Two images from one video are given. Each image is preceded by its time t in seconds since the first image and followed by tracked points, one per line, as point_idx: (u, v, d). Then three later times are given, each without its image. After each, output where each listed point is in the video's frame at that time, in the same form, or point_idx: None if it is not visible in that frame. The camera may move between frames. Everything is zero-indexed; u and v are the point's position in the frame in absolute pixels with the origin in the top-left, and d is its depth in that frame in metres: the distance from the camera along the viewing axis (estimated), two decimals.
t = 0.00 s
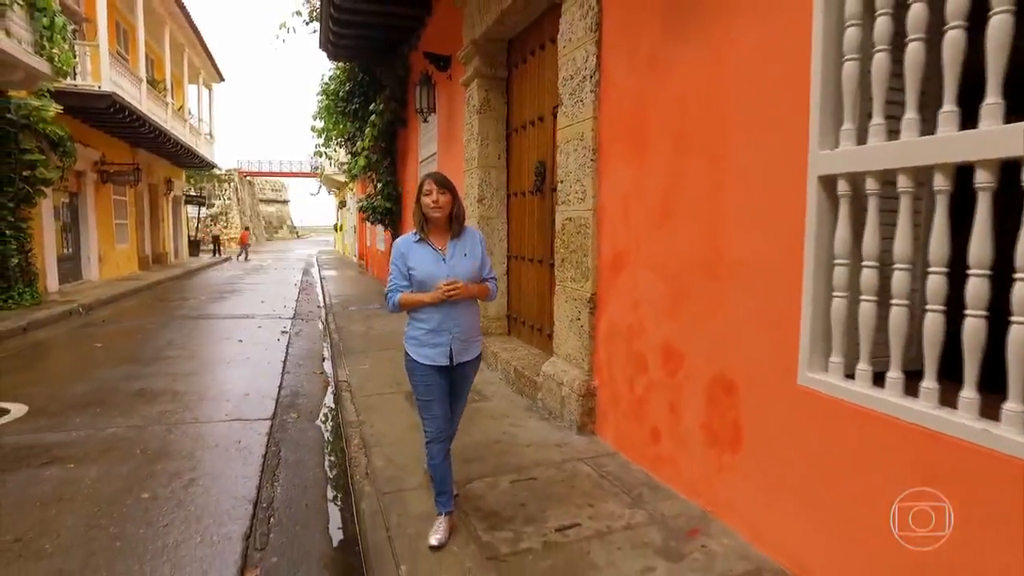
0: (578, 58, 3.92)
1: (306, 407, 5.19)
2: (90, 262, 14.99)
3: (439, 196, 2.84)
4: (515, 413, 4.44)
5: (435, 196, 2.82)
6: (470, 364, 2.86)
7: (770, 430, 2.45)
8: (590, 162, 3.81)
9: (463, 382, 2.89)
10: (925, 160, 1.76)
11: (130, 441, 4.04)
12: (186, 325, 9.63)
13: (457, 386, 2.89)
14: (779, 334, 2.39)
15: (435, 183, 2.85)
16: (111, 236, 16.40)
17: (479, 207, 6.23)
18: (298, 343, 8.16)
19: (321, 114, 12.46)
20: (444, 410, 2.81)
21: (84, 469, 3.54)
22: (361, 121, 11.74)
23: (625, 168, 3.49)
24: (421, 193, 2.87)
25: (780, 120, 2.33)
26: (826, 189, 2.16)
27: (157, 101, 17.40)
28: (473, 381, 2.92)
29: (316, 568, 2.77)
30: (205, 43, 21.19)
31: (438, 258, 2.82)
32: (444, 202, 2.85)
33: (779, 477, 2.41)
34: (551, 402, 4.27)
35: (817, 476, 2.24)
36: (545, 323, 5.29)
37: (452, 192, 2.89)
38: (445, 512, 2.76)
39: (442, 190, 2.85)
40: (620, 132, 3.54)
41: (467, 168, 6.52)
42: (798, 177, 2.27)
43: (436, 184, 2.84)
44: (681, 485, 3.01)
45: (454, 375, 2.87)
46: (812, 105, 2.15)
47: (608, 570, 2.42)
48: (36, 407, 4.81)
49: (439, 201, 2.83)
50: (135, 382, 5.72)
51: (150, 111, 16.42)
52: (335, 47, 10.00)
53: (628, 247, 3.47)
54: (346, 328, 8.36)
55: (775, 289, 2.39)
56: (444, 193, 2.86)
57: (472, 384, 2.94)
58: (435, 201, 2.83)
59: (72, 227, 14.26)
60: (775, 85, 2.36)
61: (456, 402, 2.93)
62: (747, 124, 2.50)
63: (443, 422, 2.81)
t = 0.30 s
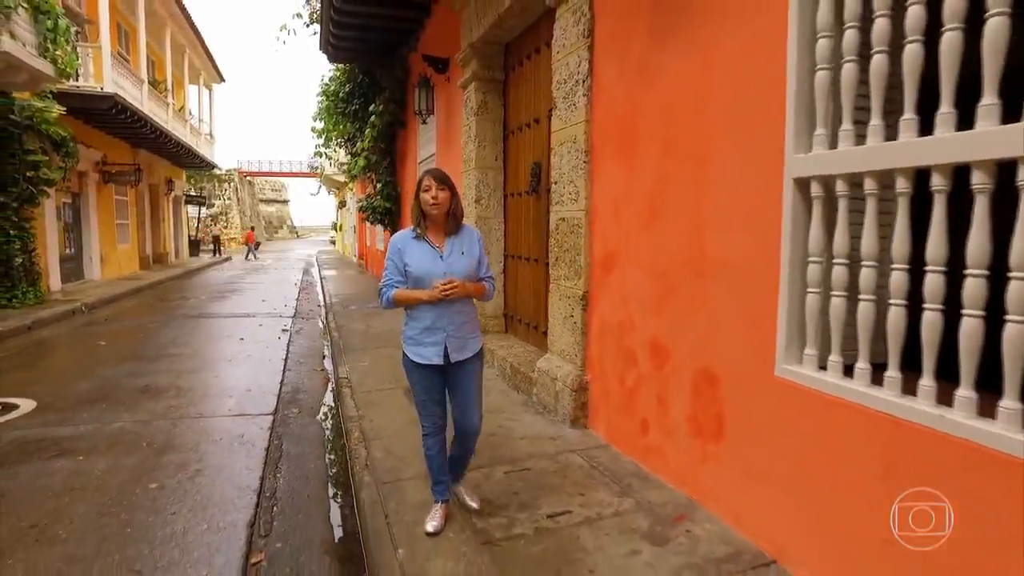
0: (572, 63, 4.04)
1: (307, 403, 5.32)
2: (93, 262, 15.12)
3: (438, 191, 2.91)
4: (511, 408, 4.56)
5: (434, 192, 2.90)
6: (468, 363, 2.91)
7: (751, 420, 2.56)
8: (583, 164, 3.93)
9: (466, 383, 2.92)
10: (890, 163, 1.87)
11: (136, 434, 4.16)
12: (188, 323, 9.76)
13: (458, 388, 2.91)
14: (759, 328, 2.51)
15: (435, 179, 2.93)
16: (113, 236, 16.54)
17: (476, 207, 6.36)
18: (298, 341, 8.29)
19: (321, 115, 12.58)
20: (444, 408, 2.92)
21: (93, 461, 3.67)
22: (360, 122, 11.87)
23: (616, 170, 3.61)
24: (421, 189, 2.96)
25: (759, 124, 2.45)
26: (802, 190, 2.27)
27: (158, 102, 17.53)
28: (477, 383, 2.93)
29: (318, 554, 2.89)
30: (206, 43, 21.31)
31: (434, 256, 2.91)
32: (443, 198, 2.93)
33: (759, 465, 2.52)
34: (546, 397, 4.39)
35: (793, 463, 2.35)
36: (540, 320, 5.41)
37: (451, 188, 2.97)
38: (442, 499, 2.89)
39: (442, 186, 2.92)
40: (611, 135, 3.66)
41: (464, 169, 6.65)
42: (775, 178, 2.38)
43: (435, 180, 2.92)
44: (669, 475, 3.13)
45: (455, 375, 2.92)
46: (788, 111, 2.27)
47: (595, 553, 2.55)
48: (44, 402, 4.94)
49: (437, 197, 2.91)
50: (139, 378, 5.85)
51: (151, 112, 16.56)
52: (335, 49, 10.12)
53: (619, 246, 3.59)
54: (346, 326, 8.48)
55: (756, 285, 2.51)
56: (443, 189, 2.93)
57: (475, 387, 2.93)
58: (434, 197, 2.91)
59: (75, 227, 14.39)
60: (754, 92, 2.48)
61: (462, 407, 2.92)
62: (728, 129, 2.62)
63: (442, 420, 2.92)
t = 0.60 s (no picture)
0: (564, 66, 4.16)
1: (307, 398, 5.43)
2: (94, 262, 15.23)
3: (446, 189, 2.89)
4: (506, 402, 4.68)
5: (444, 188, 2.88)
6: (466, 361, 2.85)
7: (731, 410, 2.67)
8: (574, 165, 4.05)
9: (469, 379, 2.84)
10: (857, 164, 1.99)
11: (141, 428, 4.28)
12: (189, 322, 9.87)
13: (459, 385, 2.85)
14: (738, 322, 2.62)
15: (448, 177, 2.90)
16: (114, 235, 16.64)
17: (473, 206, 6.47)
18: (298, 339, 8.40)
19: (320, 115, 12.68)
20: (445, 403, 2.93)
21: (99, 453, 3.78)
22: (359, 122, 11.98)
23: (605, 171, 3.73)
24: (432, 183, 2.92)
25: (738, 127, 2.57)
26: (777, 190, 2.38)
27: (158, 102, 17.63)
28: (481, 380, 2.85)
29: (317, 539, 3.01)
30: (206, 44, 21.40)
31: (430, 254, 2.87)
32: (450, 196, 2.90)
33: (739, 453, 2.63)
34: (539, 391, 4.51)
35: (768, 449, 2.47)
36: (535, 317, 5.52)
37: (459, 189, 2.94)
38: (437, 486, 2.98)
39: (451, 186, 2.90)
40: (601, 137, 3.78)
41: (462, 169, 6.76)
42: (752, 178, 2.50)
43: (447, 178, 2.89)
44: (656, 465, 3.24)
45: (457, 370, 2.87)
46: (764, 115, 2.38)
47: (583, 537, 2.67)
48: (50, 398, 5.05)
49: (445, 195, 2.88)
50: (142, 375, 5.97)
51: (152, 112, 16.65)
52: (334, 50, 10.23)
53: (608, 244, 3.71)
54: (345, 324, 8.60)
55: (735, 281, 2.63)
56: (452, 188, 2.91)
57: (480, 383, 2.85)
58: (442, 194, 2.88)
59: (77, 227, 14.51)
60: (733, 96, 2.59)
61: (466, 402, 2.84)
62: (710, 131, 2.74)
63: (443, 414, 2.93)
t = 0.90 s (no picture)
0: (555, 71, 4.28)
1: (306, 394, 5.56)
2: (96, 261, 15.36)
3: (461, 187, 2.90)
4: (500, 396, 4.81)
5: (457, 187, 2.89)
6: (472, 361, 2.84)
7: (710, 401, 2.80)
8: (565, 166, 4.17)
9: (475, 380, 2.84)
10: (823, 166, 2.11)
11: (145, 421, 4.41)
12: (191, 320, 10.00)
13: (466, 384, 2.84)
14: (716, 316, 2.75)
15: (461, 176, 2.92)
16: (115, 235, 16.75)
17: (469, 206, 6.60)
18: (297, 337, 8.54)
19: (320, 116, 12.81)
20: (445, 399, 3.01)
21: (105, 445, 3.91)
22: (359, 123, 12.09)
23: (594, 172, 3.86)
24: (445, 182, 2.94)
25: (716, 131, 2.69)
26: (750, 191, 2.51)
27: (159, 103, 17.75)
28: (487, 381, 2.85)
29: (315, 526, 3.14)
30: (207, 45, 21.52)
31: (443, 251, 2.89)
32: (465, 195, 2.91)
33: (717, 442, 2.76)
34: (532, 386, 4.64)
35: (743, 437, 2.60)
36: (528, 314, 5.65)
37: (475, 189, 2.95)
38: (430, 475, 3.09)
39: (466, 185, 2.91)
40: (590, 139, 3.91)
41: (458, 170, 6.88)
42: (729, 179, 2.62)
43: (461, 177, 2.90)
44: (641, 455, 3.37)
45: (463, 370, 2.87)
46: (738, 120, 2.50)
47: (568, 521, 2.79)
48: (56, 393, 5.19)
49: (460, 193, 2.89)
50: (146, 371, 6.10)
51: (153, 113, 16.77)
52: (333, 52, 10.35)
53: (597, 242, 3.84)
54: (344, 322, 8.73)
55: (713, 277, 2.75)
56: (467, 187, 2.91)
57: (486, 383, 2.85)
58: (455, 193, 2.89)
59: (79, 227, 14.65)
60: (711, 102, 2.72)
61: (472, 402, 2.82)
62: (690, 135, 2.86)
63: (445, 411, 3.00)
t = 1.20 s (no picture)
0: (548, 74, 4.40)
1: (306, 389, 5.69)
2: (98, 261, 15.49)
3: (475, 186, 2.97)
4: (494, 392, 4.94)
5: (472, 186, 2.96)
6: (489, 359, 2.92)
7: (693, 393, 2.92)
8: (558, 168, 4.29)
9: (485, 381, 2.92)
10: (793, 170, 2.23)
11: (149, 416, 4.53)
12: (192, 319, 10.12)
13: (477, 384, 2.93)
14: (699, 312, 2.86)
15: (474, 175, 2.99)
16: (116, 235, 16.88)
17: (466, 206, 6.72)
18: (297, 335, 8.66)
19: (320, 116, 12.92)
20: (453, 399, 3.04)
21: (111, 438, 4.04)
22: (359, 124, 12.22)
23: (585, 173, 3.98)
24: (459, 182, 3.00)
25: (698, 135, 2.81)
26: (729, 193, 2.63)
27: (159, 103, 17.86)
28: (498, 381, 2.94)
29: (315, 514, 3.27)
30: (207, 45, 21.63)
31: (461, 249, 2.95)
32: (479, 194, 2.98)
33: (699, 432, 2.88)
34: (525, 381, 4.77)
35: (723, 428, 2.72)
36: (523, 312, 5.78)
37: (488, 187, 3.02)
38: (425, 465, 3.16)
39: (480, 184, 2.98)
40: (581, 141, 4.03)
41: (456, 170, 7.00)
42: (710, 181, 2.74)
43: (474, 176, 2.97)
44: (629, 447, 3.49)
45: (474, 371, 2.95)
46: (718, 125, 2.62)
47: (556, 509, 2.92)
48: (62, 389, 5.31)
49: (474, 192, 2.96)
50: (149, 368, 6.23)
51: (154, 114, 16.89)
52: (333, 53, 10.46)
53: (588, 241, 3.95)
54: (344, 320, 8.86)
55: (696, 275, 2.87)
56: (481, 186, 2.99)
57: (496, 384, 2.94)
58: (471, 192, 2.96)
59: (81, 226, 14.78)
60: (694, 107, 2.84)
61: (478, 402, 2.91)
62: (675, 138, 2.98)
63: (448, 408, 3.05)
